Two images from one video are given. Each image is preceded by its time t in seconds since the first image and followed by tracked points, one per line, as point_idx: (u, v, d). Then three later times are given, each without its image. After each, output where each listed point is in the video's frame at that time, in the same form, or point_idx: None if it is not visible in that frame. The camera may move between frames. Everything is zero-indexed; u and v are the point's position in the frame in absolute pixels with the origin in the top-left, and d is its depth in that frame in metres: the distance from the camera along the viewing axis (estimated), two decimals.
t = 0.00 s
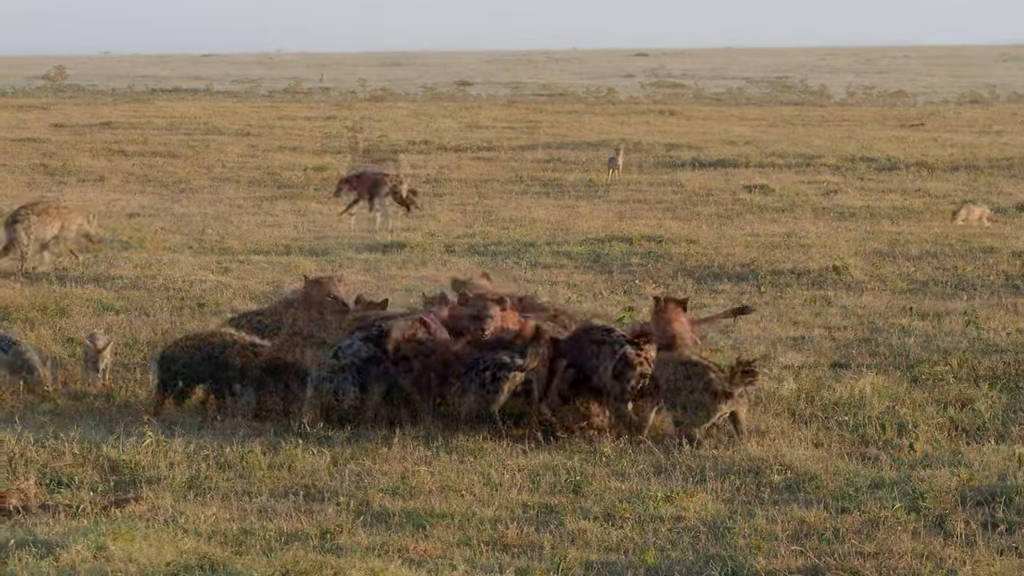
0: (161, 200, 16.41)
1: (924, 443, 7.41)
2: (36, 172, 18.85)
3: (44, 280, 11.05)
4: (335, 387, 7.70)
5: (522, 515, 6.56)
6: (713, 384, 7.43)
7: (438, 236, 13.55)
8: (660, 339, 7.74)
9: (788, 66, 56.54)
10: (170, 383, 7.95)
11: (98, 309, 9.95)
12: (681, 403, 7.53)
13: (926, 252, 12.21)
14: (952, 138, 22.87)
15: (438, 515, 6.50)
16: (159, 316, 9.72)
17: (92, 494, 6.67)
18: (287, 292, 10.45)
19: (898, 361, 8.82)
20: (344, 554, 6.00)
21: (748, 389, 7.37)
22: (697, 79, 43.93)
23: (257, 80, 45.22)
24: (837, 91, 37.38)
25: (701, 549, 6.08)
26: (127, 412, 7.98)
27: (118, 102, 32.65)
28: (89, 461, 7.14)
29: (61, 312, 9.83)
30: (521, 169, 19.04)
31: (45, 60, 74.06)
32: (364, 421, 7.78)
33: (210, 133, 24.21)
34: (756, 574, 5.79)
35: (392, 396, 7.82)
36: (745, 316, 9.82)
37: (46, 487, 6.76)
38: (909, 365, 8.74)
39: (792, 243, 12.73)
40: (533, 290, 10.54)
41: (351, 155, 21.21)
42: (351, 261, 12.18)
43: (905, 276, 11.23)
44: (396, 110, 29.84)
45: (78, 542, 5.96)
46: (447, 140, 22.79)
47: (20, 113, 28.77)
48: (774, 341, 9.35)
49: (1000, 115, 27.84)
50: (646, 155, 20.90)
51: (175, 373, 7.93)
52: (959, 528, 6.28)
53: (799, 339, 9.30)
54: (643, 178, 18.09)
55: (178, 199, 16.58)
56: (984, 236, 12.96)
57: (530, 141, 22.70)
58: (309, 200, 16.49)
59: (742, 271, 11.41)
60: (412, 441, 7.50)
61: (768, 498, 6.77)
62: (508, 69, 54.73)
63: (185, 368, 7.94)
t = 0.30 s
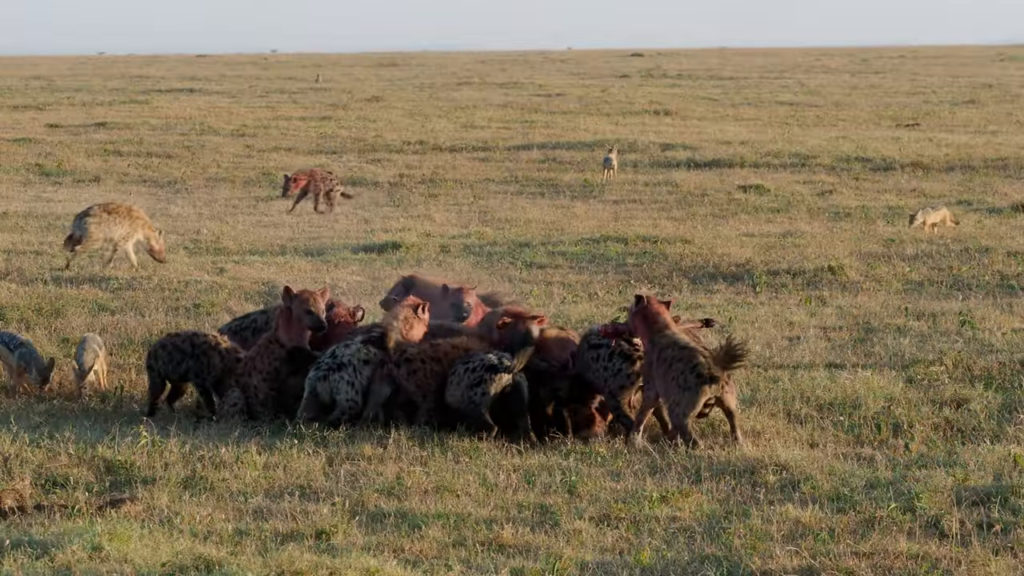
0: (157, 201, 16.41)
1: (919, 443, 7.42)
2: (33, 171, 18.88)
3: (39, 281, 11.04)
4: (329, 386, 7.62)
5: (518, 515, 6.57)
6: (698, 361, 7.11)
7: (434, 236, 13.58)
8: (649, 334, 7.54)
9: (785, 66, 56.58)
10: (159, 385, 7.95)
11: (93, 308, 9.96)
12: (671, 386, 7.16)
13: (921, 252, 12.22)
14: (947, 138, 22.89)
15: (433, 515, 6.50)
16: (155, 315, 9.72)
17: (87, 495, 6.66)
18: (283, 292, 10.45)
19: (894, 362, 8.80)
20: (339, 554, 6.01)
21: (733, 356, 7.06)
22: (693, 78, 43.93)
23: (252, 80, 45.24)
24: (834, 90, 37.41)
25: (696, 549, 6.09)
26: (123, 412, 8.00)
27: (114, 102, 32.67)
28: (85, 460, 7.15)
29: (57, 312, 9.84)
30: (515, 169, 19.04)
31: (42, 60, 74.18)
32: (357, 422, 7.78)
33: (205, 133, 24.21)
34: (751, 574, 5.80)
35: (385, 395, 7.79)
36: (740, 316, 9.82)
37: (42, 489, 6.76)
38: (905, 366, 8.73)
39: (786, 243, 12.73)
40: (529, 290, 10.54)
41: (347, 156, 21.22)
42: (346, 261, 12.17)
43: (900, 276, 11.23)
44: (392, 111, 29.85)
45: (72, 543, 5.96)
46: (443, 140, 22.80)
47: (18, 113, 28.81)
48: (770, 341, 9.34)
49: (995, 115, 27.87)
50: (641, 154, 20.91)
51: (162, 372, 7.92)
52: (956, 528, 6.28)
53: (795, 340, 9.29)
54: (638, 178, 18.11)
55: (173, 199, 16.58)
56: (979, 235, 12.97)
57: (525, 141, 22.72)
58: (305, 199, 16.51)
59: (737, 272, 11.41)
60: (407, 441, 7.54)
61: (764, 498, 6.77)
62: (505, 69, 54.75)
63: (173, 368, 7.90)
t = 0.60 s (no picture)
0: (152, 202, 16.43)
1: (913, 442, 7.43)
2: (29, 172, 18.92)
3: (34, 281, 11.05)
4: (324, 389, 7.58)
5: (513, 515, 6.57)
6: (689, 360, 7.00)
7: (429, 236, 13.59)
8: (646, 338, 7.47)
9: (782, 66, 56.64)
10: (143, 385, 7.97)
11: (88, 308, 9.97)
12: (664, 388, 7.04)
13: (915, 252, 12.23)
14: (941, 138, 22.92)
15: (428, 515, 6.51)
16: (149, 316, 9.72)
17: (82, 496, 6.66)
18: (277, 293, 10.46)
19: (888, 362, 8.79)
20: (333, 555, 6.01)
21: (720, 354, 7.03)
22: (689, 79, 43.98)
23: (248, 81, 45.28)
24: (830, 91, 37.45)
25: (691, 549, 6.10)
26: (117, 413, 8.02)
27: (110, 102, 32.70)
28: (79, 461, 7.16)
29: (52, 311, 9.85)
30: (510, 169, 19.06)
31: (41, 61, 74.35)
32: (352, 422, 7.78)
33: (201, 133, 24.25)
34: (746, 574, 5.81)
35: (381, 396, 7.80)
36: (734, 316, 9.83)
37: (37, 490, 6.76)
38: (898, 367, 8.72)
39: (780, 243, 12.74)
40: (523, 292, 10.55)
41: (342, 156, 21.24)
42: (340, 261, 12.18)
43: (895, 276, 11.24)
44: (388, 112, 29.88)
45: (65, 544, 5.96)
46: (438, 141, 22.84)
47: (15, 113, 28.88)
48: (763, 341, 9.34)
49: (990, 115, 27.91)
50: (636, 154, 20.94)
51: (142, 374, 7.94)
52: (950, 529, 6.28)
53: (789, 341, 9.28)
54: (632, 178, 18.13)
55: (168, 200, 16.60)
56: (973, 234, 12.99)
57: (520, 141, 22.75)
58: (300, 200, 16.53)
59: (731, 272, 11.42)
60: (403, 441, 7.57)
61: (758, 498, 6.78)
62: (501, 69, 54.77)
63: (149, 369, 7.93)
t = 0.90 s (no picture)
0: (145, 202, 16.44)
1: (907, 443, 7.43)
2: (23, 172, 18.94)
3: (27, 281, 11.05)
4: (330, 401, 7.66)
5: (506, 515, 6.57)
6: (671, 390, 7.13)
7: (423, 236, 13.60)
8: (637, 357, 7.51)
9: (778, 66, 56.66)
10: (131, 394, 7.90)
11: (81, 309, 9.98)
12: (645, 413, 7.25)
13: (908, 252, 12.24)
14: (935, 138, 22.95)
15: (421, 516, 6.51)
16: (143, 316, 9.73)
17: (75, 497, 6.66)
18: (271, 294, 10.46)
19: (882, 362, 8.80)
20: (327, 555, 6.01)
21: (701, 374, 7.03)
22: (683, 80, 44.00)
23: (242, 81, 45.30)
24: (825, 91, 37.51)
25: (685, 549, 6.10)
26: (111, 413, 8.02)
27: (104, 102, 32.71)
28: (72, 461, 7.16)
29: (45, 311, 9.86)
30: (503, 169, 19.07)
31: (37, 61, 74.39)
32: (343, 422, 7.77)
33: (196, 133, 24.28)
34: (740, 574, 5.82)
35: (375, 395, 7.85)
36: (728, 316, 9.83)
37: (31, 491, 6.76)
38: (892, 366, 8.73)
39: (774, 243, 12.75)
40: (516, 292, 10.55)
41: (336, 156, 21.26)
42: (334, 261, 12.19)
43: (888, 276, 11.24)
44: (382, 112, 29.88)
45: (58, 544, 5.96)
46: (432, 141, 22.86)
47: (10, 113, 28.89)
48: (757, 341, 9.35)
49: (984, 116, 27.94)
50: (630, 154, 20.96)
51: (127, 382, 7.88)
52: (944, 529, 6.28)
53: (782, 341, 9.30)
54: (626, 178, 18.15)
55: (162, 200, 16.61)
56: (966, 234, 13.00)
57: (514, 141, 22.77)
58: (294, 199, 16.55)
59: (724, 272, 11.43)
60: (398, 441, 7.58)
61: (752, 498, 6.78)
62: (496, 70, 54.78)
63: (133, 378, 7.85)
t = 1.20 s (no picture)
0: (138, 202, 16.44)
1: (900, 443, 7.43)
2: (17, 172, 18.95)
3: (20, 281, 11.05)
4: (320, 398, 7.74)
5: (499, 515, 6.57)
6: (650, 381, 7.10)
7: (417, 236, 13.61)
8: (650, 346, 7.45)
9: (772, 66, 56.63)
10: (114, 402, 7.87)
11: (74, 309, 9.97)
12: (629, 399, 7.30)
13: (901, 252, 12.24)
14: (928, 138, 22.99)
15: (415, 516, 6.51)
16: (135, 317, 9.72)
17: (69, 497, 6.66)
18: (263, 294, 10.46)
19: (876, 362, 8.80)
20: (320, 555, 6.01)
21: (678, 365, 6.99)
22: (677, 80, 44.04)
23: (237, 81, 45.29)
24: (817, 91, 37.64)
25: (678, 549, 6.10)
26: (102, 415, 8.00)
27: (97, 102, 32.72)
28: (66, 462, 7.16)
29: (38, 312, 9.85)
30: (496, 169, 19.06)
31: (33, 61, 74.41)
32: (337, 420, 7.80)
33: (190, 134, 24.29)
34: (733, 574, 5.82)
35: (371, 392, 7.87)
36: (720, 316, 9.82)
37: (24, 492, 6.75)
38: (885, 367, 8.73)
39: (766, 244, 12.77)
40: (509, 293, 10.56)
41: (329, 156, 21.29)
42: (327, 262, 12.18)
43: (881, 276, 11.24)
44: (375, 112, 29.89)
45: (51, 545, 5.96)
46: (425, 141, 22.89)
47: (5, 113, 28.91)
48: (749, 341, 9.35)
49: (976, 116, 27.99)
50: (623, 154, 20.97)
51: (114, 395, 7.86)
52: (938, 529, 6.28)
53: (774, 341, 9.30)
54: (619, 179, 18.16)
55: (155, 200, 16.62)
56: (959, 234, 13.01)
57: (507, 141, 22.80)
58: (288, 199, 16.56)
59: (717, 272, 11.43)
60: (391, 441, 7.58)
61: (745, 498, 6.78)
62: (491, 70, 54.79)
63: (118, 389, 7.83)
